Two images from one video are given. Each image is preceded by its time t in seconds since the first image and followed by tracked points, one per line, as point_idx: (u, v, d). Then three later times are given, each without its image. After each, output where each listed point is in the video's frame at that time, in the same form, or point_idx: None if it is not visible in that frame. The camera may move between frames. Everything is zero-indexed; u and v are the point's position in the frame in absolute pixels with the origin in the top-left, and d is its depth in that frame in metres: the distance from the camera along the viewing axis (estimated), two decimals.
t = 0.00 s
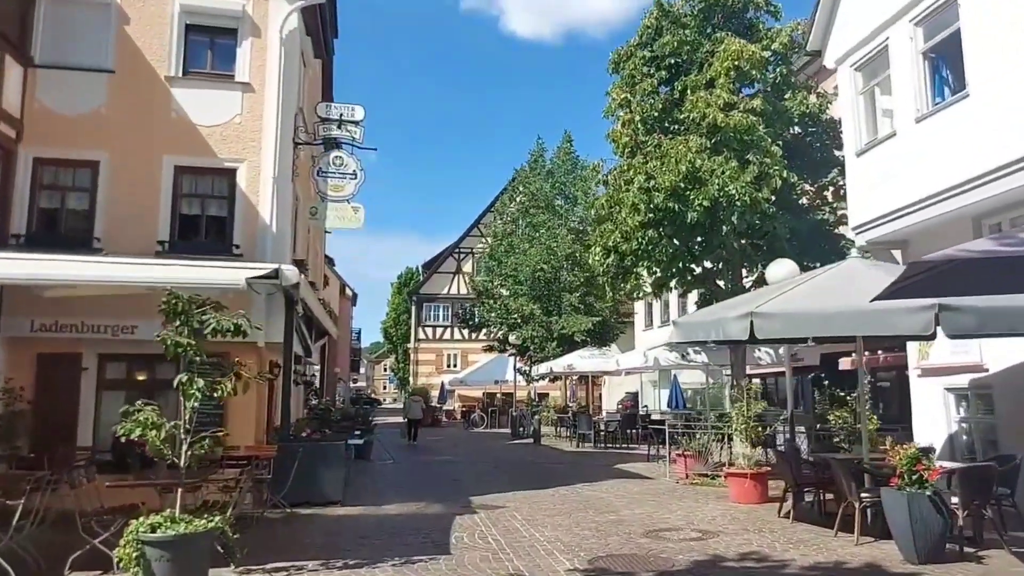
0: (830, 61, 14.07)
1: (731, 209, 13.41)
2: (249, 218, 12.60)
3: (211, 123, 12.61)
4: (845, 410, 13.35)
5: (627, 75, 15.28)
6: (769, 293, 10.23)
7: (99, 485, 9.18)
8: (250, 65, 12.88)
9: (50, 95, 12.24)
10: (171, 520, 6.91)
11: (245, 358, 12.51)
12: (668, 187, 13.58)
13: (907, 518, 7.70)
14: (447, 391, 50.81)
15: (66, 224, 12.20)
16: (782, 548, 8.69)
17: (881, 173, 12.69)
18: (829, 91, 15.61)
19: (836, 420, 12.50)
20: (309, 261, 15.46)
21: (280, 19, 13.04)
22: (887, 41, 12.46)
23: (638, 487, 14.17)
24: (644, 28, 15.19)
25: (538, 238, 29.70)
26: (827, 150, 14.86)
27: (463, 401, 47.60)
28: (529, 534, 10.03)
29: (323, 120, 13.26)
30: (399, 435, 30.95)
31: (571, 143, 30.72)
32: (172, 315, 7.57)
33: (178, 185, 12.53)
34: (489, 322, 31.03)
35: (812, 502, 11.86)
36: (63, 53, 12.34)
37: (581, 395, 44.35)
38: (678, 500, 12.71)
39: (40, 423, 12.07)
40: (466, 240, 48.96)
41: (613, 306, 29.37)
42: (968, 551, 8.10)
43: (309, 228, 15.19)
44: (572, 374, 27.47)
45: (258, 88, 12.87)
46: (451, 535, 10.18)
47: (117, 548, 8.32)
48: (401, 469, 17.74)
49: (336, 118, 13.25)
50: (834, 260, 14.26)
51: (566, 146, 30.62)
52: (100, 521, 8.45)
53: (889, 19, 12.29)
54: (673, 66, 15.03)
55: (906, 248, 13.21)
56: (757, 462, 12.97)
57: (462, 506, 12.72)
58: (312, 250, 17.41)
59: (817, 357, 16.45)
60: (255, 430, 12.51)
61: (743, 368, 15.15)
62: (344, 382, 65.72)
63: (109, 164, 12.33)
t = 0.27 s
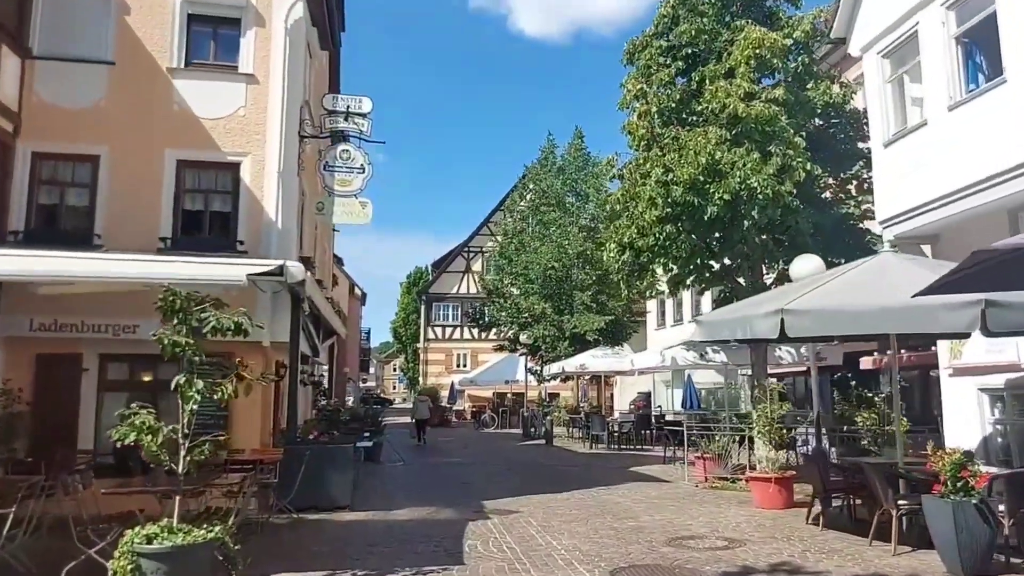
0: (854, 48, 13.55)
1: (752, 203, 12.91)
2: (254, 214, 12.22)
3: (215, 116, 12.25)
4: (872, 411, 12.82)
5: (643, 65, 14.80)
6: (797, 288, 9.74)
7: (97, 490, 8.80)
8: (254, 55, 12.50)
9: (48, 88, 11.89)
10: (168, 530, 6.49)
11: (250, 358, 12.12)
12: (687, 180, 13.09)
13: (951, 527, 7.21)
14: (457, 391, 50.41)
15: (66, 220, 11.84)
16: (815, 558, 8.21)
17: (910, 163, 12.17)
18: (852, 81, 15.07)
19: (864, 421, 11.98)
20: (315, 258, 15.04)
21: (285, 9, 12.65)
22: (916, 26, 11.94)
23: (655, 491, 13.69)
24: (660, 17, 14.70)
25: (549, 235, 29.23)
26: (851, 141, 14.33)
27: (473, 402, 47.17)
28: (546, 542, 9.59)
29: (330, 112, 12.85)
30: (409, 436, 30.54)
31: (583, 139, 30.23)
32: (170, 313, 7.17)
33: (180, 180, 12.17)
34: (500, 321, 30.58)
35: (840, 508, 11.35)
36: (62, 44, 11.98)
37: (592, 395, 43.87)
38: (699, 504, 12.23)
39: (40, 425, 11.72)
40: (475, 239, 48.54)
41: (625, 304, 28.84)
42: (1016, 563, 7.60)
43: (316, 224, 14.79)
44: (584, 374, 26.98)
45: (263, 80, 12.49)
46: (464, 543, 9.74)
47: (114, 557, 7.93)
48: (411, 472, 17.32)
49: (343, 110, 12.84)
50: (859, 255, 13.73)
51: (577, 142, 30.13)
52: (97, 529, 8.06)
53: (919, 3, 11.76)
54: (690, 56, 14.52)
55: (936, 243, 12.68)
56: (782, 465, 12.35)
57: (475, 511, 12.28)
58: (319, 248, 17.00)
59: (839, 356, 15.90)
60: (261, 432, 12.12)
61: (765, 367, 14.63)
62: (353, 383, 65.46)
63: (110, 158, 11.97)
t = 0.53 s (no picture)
0: (879, 32, 13.09)
1: (773, 192, 12.47)
2: (259, 205, 11.83)
3: (220, 104, 11.88)
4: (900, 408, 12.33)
5: (658, 53, 14.34)
6: (827, 278, 9.29)
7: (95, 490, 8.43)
8: (259, 42, 12.14)
9: (48, 76, 11.54)
10: (167, 533, 6.10)
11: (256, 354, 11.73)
12: (706, 168, 12.63)
13: (999, 528, 6.68)
14: (465, 390, 50.02)
15: (66, 212, 11.49)
16: (850, 562, 7.75)
17: (940, 149, 11.70)
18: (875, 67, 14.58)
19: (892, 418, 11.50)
20: (322, 252, 14.64)
21: None
22: (946, 7, 11.46)
23: (673, 491, 13.25)
24: (677, 2, 14.27)
25: (559, 232, 28.79)
26: (874, 129, 13.87)
27: (482, 401, 46.79)
28: (563, 544, 9.16)
29: (337, 100, 12.47)
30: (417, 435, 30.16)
31: (593, 134, 29.81)
32: (169, 302, 6.77)
33: (184, 170, 11.80)
34: (509, 319, 30.18)
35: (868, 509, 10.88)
36: (62, 31, 11.63)
37: (602, 394, 43.41)
38: (720, 505, 11.78)
39: (40, 423, 11.37)
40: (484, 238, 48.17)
41: (637, 301, 28.37)
42: None
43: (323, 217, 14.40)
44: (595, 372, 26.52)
45: (268, 67, 12.12)
46: (478, 545, 9.31)
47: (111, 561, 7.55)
48: (421, 472, 16.92)
49: (351, 98, 12.46)
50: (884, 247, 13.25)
51: (587, 137, 29.69)
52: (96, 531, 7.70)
53: None
54: (708, 43, 14.09)
55: (967, 233, 12.19)
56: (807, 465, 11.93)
57: (488, 512, 11.86)
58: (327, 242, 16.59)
59: (862, 352, 15.42)
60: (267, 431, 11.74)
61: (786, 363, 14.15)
62: (362, 383, 65.21)
63: (111, 148, 11.62)
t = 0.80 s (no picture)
0: (898, 23, 12.66)
1: (789, 187, 12.05)
2: (257, 202, 11.46)
3: (217, 98, 11.52)
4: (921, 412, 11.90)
5: (668, 45, 13.92)
6: (850, 275, 8.87)
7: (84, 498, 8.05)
8: (258, 35, 11.77)
9: (41, 69, 11.21)
10: (152, 548, 5.71)
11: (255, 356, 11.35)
12: (719, 163, 12.22)
13: None
14: (469, 392, 49.60)
15: (57, 209, 11.12)
16: None
17: (963, 141, 11.27)
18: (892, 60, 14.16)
19: (913, 422, 11.07)
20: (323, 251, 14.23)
21: None
22: None
23: (685, 497, 12.82)
24: None
25: (564, 231, 28.38)
26: (892, 123, 13.45)
27: (486, 403, 46.38)
28: (573, 555, 8.74)
29: (338, 94, 12.09)
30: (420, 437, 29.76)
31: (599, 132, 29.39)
32: (157, 302, 6.38)
33: (179, 166, 11.43)
34: (514, 320, 29.78)
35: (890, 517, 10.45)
36: (55, 23, 11.29)
37: (608, 396, 42.97)
38: (735, 513, 11.36)
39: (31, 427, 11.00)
40: (488, 238, 47.78)
41: (643, 301, 27.95)
42: None
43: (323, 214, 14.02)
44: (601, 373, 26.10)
45: (267, 59, 11.75)
46: (484, 556, 8.88)
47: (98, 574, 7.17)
48: (425, 476, 16.52)
49: (352, 91, 12.08)
50: (904, 245, 12.82)
51: (593, 135, 29.27)
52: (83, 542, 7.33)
53: None
54: (719, 36, 13.69)
55: (990, 230, 11.75)
56: (825, 471, 11.48)
57: (494, 519, 11.44)
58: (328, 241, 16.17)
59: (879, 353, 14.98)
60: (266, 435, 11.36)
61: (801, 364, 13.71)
62: (365, 385, 64.85)
63: (105, 143, 11.27)
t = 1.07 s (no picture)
0: (912, 8, 12.27)
1: (802, 177, 11.65)
2: (251, 192, 11.07)
3: (210, 85, 11.14)
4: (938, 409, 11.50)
5: (675, 33, 13.48)
6: (871, 264, 8.47)
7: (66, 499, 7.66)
8: (252, 19, 11.39)
9: (27, 54, 10.83)
10: (131, 551, 5.32)
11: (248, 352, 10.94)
12: (728, 152, 11.81)
13: None
14: (470, 392, 49.20)
15: (44, 199, 10.74)
16: None
17: (981, 127, 10.87)
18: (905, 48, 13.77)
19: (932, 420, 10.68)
20: (320, 244, 13.83)
21: None
22: None
23: (694, 498, 12.43)
24: None
25: (567, 228, 27.97)
26: (905, 112, 13.07)
27: (487, 403, 45.99)
28: (580, 558, 8.35)
29: (335, 81, 11.72)
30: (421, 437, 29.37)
31: (602, 127, 28.98)
32: (139, 288, 6.01)
33: (171, 154, 11.04)
34: (516, 318, 29.38)
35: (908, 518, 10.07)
36: (41, 7, 10.91)
37: (610, 395, 42.58)
38: (746, 513, 10.96)
39: (16, 425, 10.62)
40: (489, 236, 47.38)
41: (647, 299, 27.56)
42: None
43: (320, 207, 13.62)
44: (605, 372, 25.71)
45: (261, 45, 11.37)
46: (486, 559, 8.48)
47: None
48: (425, 476, 16.13)
49: (350, 78, 11.71)
50: (919, 237, 12.42)
51: (596, 131, 28.87)
52: (63, 544, 6.94)
53: None
54: (727, 23, 13.27)
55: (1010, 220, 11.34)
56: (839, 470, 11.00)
57: (497, 520, 11.05)
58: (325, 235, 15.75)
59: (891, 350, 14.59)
60: (260, 434, 10.96)
61: (812, 360, 13.32)
62: (366, 385, 64.50)
63: (94, 131, 10.88)
